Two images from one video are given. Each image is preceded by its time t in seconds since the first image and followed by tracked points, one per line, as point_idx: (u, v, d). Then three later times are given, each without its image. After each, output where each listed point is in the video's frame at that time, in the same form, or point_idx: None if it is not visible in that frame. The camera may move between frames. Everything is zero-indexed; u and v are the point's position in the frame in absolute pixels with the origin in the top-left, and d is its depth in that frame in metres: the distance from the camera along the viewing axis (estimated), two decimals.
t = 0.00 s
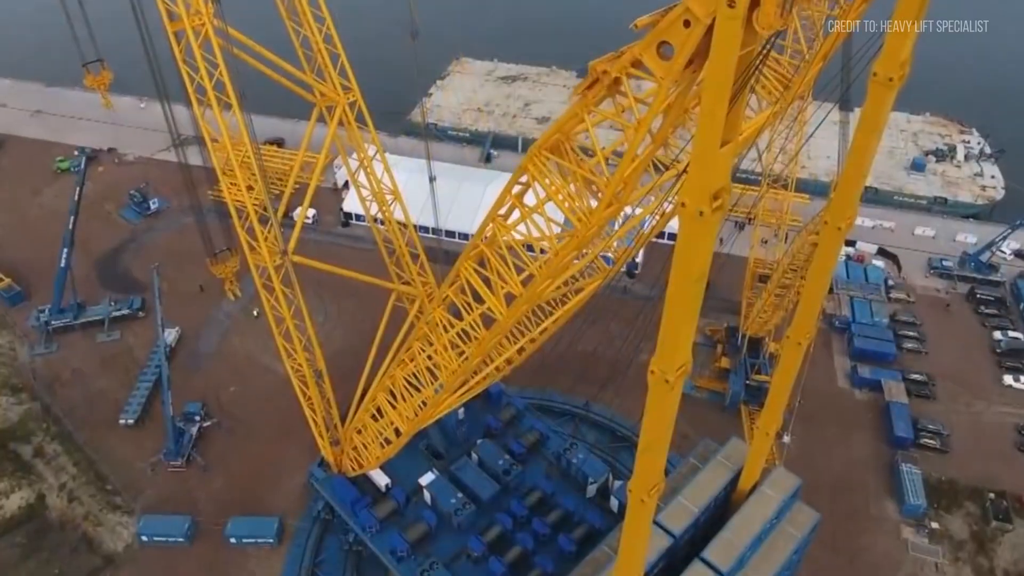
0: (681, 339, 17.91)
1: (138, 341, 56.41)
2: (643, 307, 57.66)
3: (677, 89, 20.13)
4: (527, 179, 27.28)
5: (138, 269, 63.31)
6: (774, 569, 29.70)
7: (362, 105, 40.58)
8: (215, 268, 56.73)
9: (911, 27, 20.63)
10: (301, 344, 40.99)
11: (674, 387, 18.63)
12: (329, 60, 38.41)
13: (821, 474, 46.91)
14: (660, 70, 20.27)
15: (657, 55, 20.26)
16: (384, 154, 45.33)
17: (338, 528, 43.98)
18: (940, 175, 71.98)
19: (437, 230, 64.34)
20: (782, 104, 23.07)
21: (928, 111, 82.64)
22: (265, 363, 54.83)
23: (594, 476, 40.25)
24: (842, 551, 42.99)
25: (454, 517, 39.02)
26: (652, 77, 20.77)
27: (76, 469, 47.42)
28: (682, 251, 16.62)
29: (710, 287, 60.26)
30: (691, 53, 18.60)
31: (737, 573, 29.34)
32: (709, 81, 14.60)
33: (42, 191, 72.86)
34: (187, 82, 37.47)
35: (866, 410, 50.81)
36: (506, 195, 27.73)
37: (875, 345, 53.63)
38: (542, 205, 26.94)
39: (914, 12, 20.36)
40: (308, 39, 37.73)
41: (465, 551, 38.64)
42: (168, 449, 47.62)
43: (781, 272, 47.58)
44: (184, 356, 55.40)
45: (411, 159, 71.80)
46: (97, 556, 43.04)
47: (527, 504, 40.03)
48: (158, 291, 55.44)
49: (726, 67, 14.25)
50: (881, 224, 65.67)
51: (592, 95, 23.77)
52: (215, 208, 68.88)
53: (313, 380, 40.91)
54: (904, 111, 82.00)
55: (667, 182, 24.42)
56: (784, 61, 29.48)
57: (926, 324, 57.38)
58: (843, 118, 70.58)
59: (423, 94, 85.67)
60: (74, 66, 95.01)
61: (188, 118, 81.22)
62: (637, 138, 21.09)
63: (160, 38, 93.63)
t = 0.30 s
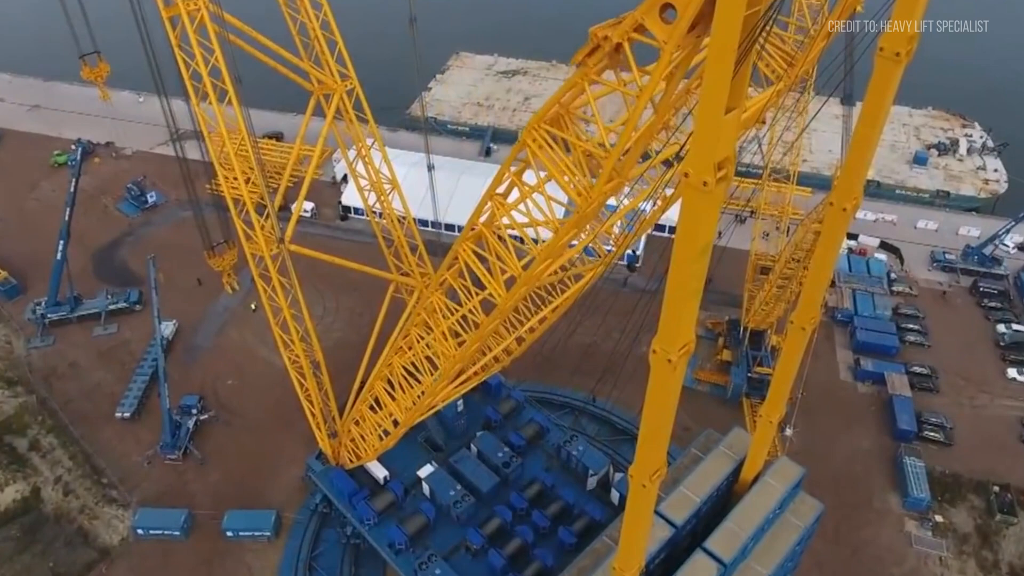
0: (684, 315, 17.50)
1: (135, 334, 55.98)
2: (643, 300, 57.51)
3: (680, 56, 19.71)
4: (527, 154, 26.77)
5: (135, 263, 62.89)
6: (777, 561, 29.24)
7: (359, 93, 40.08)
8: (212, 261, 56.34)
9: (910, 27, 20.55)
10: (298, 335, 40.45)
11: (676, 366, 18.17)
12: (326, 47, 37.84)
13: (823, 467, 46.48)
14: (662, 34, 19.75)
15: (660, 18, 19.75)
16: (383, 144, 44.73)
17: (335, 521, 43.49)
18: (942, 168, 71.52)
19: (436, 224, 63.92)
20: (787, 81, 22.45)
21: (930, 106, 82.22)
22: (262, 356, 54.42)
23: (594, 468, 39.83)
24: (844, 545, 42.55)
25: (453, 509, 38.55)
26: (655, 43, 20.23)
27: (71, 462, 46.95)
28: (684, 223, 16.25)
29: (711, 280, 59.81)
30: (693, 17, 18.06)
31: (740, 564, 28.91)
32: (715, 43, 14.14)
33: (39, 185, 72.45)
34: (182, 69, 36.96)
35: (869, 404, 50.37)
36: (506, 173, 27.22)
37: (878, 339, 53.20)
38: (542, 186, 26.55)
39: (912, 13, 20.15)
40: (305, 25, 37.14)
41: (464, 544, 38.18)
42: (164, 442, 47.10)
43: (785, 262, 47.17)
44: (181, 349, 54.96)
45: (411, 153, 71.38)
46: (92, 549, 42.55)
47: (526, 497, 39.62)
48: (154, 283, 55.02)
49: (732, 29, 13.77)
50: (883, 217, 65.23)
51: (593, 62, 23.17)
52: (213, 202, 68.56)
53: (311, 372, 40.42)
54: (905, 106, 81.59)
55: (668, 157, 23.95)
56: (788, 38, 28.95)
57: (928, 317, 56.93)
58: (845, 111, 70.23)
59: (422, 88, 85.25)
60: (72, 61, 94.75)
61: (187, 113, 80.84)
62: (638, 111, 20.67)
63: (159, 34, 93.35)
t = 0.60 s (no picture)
0: (687, 290, 16.99)
1: (131, 327, 55.51)
2: (643, 292, 57.22)
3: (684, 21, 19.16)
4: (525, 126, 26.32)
5: (132, 256, 62.41)
6: (781, 550, 28.74)
7: (357, 79, 39.57)
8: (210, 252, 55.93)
9: (910, 26, 20.73)
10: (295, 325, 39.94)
11: (680, 343, 17.67)
12: (324, 32, 37.29)
13: (826, 459, 45.98)
14: None
15: None
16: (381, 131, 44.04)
17: (332, 513, 42.98)
18: (945, 161, 71.01)
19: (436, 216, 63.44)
20: (792, 55, 22.04)
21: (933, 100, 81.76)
22: (260, 349, 53.96)
23: (595, 459, 39.36)
24: (848, 537, 42.06)
25: (452, 500, 38.04)
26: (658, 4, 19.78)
27: (66, 454, 46.41)
28: (686, 192, 15.83)
29: (713, 273, 59.36)
30: None
31: (743, 553, 28.42)
32: None
33: (35, 177, 72.01)
34: (177, 53, 36.45)
35: (872, 396, 49.87)
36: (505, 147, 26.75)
37: (881, 331, 52.72)
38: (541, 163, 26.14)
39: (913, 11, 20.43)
40: (302, 9, 36.52)
41: (462, 535, 37.70)
42: (159, 434, 46.51)
43: (787, 252, 46.72)
44: (177, 341, 54.48)
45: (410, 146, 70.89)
46: (86, 541, 42.01)
47: (526, 488, 39.14)
48: (150, 274, 54.53)
49: None
50: (885, 209, 64.78)
51: (593, 23, 22.77)
52: (210, 195, 68.15)
53: (308, 363, 40.00)
54: (908, 99, 81.10)
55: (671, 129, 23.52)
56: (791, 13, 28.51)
57: (932, 309, 56.44)
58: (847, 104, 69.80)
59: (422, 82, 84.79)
60: (70, 55, 94.43)
61: (185, 106, 80.42)
62: (637, 81, 20.32)
63: (157, 28, 93.00)
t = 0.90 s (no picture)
0: (690, 264, 16.51)
1: (129, 319, 55.06)
2: (643, 285, 56.88)
3: None
4: (526, 99, 25.82)
5: (130, 249, 61.97)
6: (785, 540, 28.30)
7: (355, 66, 39.00)
8: (208, 245, 55.60)
9: (911, 27, 20.28)
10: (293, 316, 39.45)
11: (684, 321, 17.23)
12: (321, 18, 36.66)
13: (829, 451, 45.57)
14: None
15: None
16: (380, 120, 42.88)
17: (331, 505, 42.52)
18: (948, 155, 70.55)
19: (435, 209, 63.04)
20: (797, 31, 21.61)
21: (935, 94, 81.33)
22: (258, 341, 53.56)
23: (596, 451, 38.96)
24: (851, 529, 41.66)
25: (451, 492, 37.57)
26: None
27: (62, 446, 45.94)
28: (689, 162, 15.41)
29: (714, 266, 58.92)
30: None
31: (746, 542, 27.98)
32: None
33: (32, 171, 71.58)
34: (172, 38, 35.98)
35: (876, 388, 49.47)
36: (505, 120, 26.30)
37: (884, 323, 52.31)
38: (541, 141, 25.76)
39: (910, 14, 19.98)
40: None
41: (462, 527, 37.27)
42: (156, 426, 46.01)
43: (789, 243, 46.09)
44: (175, 334, 54.05)
45: (409, 139, 70.47)
46: (82, 533, 41.56)
47: (526, 479, 38.73)
48: (147, 266, 54.11)
49: None
50: (888, 203, 64.36)
51: None
52: (208, 188, 67.75)
53: (307, 354, 39.61)
54: (910, 93, 80.64)
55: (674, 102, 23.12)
56: None
57: (935, 302, 56.01)
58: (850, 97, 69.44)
59: (421, 76, 84.33)
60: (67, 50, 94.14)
61: (183, 99, 79.95)
62: (639, 50, 19.91)
63: (155, 22, 92.59)
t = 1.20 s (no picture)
0: (696, 239, 16.04)
1: (126, 312, 54.62)
2: (644, 278, 56.57)
3: None
4: (527, 71, 25.32)
5: (127, 242, 61.53)
6: (790, 529, 27.85)
7: (354, 54, 38.51)
8: (205, 237, 55.22)
9: (911, 26, 20.15)
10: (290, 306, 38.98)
11: (690, 297, 16.79)
12: (319, 4, 36.19)
13: (832, 444, 45.12)
14: None
15: None
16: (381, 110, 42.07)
17: (329, 498, 42.04)
18: (951, 149, 70.12)
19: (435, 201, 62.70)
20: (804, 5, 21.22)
21: (937, 88, 80.93)
22: (256, 334, 53.12)
23: (597, 442, 38.53)
24: (855, 522, 41.21)
25: (450, 484, 37.09)
26: None
27: (58, 439, 45.58)
28: (696, 128, 14.99)
29: (716, 259, 58.51)
30: None
31: (750, 532, 27.52)
32: None
33: (30, 164, 71.15)
34: (169, 21, 35.68)
35: (879, 381, 49.03)
36: (505, 93, 25.78)
37: (887, 316, 51.86)
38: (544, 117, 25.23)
39: (911, 12, 19.85)
40: None
41: (462, 519, 36.82)
42: (153, 418, 45.58)
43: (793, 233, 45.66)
44: (172, 327, 53.61)
45: (409, 132, 70.07)
46: (77, 526, 41.11)
47: (526, 471, 38.28)
48: (144, 258, 53.64)
49: None
50: (890, 196, 63.98)
51: None
52: (207, 181, 67.37)
53: (304, 346, 39.09)
54: (912, 87, 80.21)
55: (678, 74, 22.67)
56: None
57: (939, 295, 55.56)
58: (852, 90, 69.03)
59: (422, 70, 83.92)
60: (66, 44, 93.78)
61: (182, 93, 79.53)
62: (644, 16, 19.46)
63: (153, 16, 92.19)
